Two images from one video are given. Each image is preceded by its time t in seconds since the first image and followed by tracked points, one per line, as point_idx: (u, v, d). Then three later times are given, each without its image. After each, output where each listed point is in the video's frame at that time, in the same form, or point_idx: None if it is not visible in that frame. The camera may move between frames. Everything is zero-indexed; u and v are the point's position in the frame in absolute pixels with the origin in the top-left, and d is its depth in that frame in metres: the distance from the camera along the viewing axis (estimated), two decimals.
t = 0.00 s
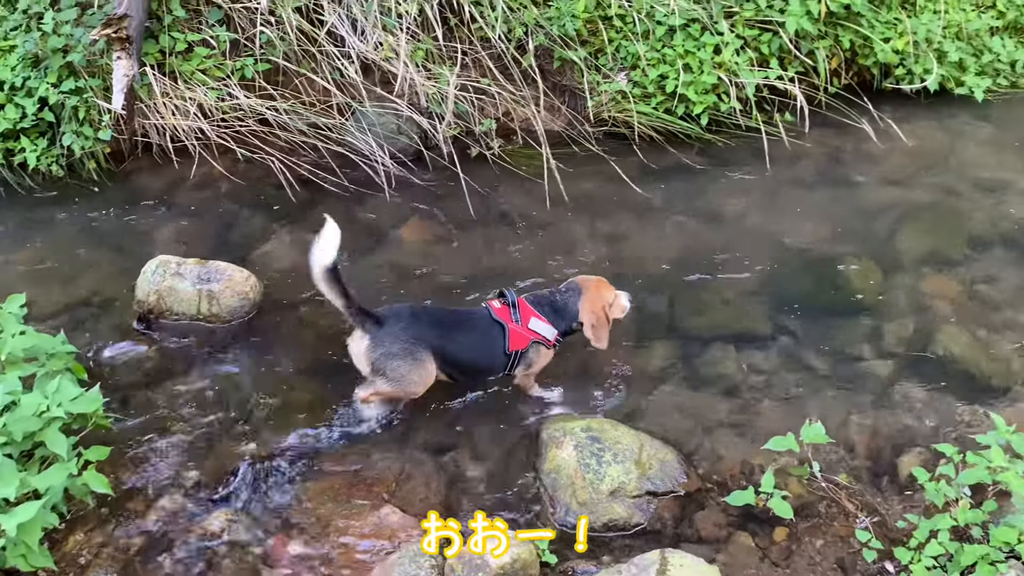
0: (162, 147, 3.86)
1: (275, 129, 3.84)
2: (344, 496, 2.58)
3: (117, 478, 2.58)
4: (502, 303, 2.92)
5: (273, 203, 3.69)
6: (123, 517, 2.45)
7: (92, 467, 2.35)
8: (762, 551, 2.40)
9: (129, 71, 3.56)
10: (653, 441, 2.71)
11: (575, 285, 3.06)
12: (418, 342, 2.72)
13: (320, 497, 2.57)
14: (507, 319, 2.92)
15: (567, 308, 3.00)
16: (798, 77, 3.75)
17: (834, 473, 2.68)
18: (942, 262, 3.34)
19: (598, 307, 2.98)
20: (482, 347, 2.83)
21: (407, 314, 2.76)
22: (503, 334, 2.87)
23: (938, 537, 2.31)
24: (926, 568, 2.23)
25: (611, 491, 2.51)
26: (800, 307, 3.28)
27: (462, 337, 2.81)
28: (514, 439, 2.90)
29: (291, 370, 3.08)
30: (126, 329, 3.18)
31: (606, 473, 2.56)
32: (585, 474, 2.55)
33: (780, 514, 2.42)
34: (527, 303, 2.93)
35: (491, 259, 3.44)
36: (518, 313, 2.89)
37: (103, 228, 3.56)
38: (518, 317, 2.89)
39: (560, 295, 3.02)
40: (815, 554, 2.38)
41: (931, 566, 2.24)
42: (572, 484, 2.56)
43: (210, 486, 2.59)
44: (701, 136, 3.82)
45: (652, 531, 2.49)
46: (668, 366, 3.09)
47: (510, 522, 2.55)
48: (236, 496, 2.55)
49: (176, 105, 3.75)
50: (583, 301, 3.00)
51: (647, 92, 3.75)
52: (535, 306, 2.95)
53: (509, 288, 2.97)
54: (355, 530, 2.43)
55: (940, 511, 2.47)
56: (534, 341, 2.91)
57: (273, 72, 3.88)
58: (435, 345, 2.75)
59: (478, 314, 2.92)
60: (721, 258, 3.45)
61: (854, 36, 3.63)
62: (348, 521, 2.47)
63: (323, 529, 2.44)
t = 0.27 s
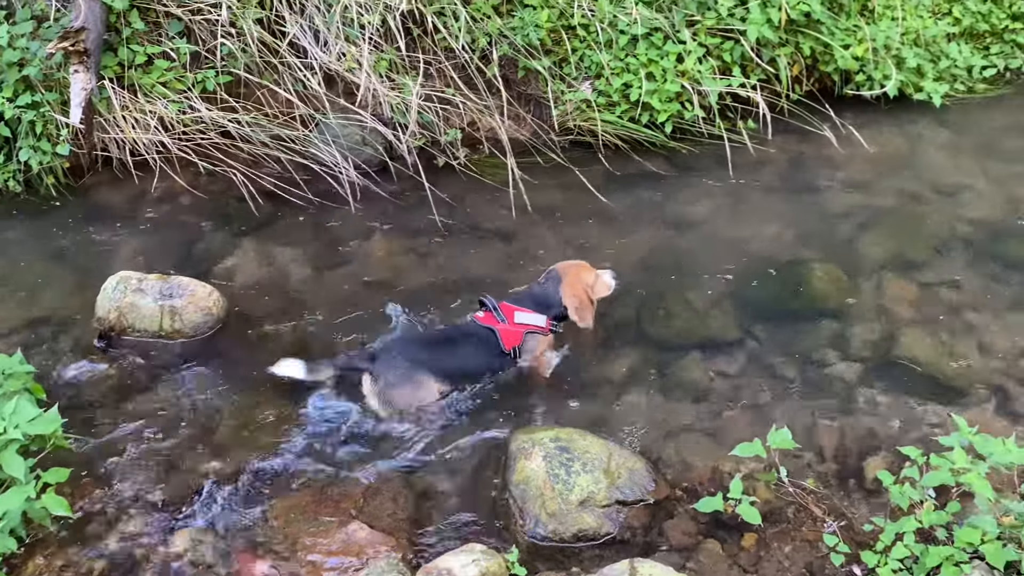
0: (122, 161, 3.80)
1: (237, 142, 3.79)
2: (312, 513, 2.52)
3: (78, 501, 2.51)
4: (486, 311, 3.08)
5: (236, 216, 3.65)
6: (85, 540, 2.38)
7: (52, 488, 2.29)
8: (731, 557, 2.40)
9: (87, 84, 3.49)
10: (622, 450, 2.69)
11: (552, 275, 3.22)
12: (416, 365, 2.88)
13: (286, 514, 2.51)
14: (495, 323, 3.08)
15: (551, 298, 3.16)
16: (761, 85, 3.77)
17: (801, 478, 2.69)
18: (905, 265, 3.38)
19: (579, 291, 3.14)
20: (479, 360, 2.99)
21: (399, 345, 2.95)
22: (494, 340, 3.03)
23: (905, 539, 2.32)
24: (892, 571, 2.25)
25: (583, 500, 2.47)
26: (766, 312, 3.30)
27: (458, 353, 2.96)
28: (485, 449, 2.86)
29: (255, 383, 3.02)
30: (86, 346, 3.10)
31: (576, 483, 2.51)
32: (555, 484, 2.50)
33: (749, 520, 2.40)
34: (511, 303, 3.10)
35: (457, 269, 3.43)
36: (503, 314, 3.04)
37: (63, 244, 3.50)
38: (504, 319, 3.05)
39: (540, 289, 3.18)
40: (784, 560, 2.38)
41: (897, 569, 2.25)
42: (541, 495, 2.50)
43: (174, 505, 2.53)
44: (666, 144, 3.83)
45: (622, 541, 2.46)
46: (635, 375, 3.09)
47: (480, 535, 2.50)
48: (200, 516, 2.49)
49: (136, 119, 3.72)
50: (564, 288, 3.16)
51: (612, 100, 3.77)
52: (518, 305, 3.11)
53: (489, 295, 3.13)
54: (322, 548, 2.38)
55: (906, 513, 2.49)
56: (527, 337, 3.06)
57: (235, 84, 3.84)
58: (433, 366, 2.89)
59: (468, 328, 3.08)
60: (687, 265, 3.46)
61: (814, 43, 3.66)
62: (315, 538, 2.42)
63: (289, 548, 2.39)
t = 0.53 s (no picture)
0: (84, 177, 3.74)
1: (201, 156, 3.77)
2: (281, 530, 2.48)
3: (39, 524, 2.46)
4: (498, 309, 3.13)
5: (201, 231, 3.61)
6: (47, 564, 2.33)
7: (12, 515, 2.22)
8: (703, 564, 2.40)
9: (46, 99, 3.45)
10: (594, 458, 2.67)
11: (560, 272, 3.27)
12: (435, 357, 2.96)
13: (256, 532, 2.47)
14: (508, 321, 3.13)
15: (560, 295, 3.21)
16: (723, 94, 3.82)
17: (771, 482, 2.70)
18: (869, 269, 3.43)
19: (586, 286, 3.19)
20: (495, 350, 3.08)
21: (416, 340, 3.05)
22: (509, 336, 3.09)
23: (873, 541, 2.33)
24: (861, 573, 2.27)
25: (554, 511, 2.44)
26: (733, 318, 3.32)
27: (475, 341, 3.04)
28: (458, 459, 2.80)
29: (221, 399, 2.97)
30: (48, 366, 3.04)
31: (548, 492, 2.49)
32: (527, 495, 2.48)
33: (720, 526, 2.40)
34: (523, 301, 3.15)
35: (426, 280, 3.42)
36: (516, 311, 3.10)
37: (25, 262, 3.43)
38: (516, 316, 3.10)
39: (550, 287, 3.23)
40: (755, 564, 2.39)
41: (866, 571, 2.27)
42: (514, 506, 2.48)
43: (141, 525, 2.48)
44: (632, 153, 3.87)
45: (594, 550, 2.45)
46: (606, 383, 3.09)
47: (455, 547, 2.47)
48: (168, 536, 2.44)
49: (98, 134, 3.67)
50: (572, 284, 3.22)
51: (577, 110, 3.78)
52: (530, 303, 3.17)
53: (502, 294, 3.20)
54: (293, 565, 2.35)
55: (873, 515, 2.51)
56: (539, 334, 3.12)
57: (198, 98, 3.82)
58: (452, 355, 2.98)
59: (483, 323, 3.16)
60: (655, 272, 3.49)
61: (775, 51, 3.69)
62: (285, 555, 2.39)
63: (260, 565, 2.36)
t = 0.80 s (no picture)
0: (40, 198, 3.69)
1: (160, 175, 3.71)
2: (245, 554, 2.42)
3: None
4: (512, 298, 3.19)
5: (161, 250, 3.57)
6: None
7: None
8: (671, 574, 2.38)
9: None
10: (561, 472, 2.67)
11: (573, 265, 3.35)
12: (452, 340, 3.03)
13: (219, 558, 2.41)
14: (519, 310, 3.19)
15: (572, 289, 3.29)
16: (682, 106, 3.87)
17: (737, 490, 2.71)
18: (828, 276, 3.48)
19: (599, 281, 3.26)
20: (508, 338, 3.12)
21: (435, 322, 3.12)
22: (519, 324, 3.16)
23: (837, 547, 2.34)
24: None
25: (542, 517, 2.44)
26: (695, 327, 3.35)
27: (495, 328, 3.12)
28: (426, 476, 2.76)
29: (179, 421, 2.91)
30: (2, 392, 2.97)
31: (515, 509, 2.47)
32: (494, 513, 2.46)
33: (687, 536, 2.31)
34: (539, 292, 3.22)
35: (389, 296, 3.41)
36: (533, 302, 3.15)
37: None
38: (531, 306, 3.16)
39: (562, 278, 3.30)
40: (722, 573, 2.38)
41: None
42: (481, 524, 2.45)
43: (101, 553, 2.43)
44: (593, 164, 3.90)
45: (562, 564, 2.43)
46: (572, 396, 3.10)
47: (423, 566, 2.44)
48: (130, 563, 2.40)
49: (53, 154, 3.59)
50: (584, 279, 3.29)
51: (539, 124, 3.81)
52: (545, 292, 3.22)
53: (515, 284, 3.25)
54: None
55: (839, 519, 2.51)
56: (550, 325, 3.19)
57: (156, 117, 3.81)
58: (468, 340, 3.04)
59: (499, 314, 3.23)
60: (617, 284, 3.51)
61: (732, 64, 3.75)
62: None
63: None
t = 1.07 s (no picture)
0: None
1: (102, 199, 3.62)
2: None
3: None
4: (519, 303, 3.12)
5: (104, 275, 3.48)
6: None
7: None
8: None
9: None
10: (515, 491, 2.66)
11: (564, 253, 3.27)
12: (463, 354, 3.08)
13: None
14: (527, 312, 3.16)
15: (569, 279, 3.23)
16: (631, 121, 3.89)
17: (691, 503, 2.69)
18: (778, 287, 3.50)
19: (592, 271, 3.21)
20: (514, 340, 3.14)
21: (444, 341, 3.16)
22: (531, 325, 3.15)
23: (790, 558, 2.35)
24: None
25: (541, 519, 2.54)
26: (646, 341, 3.36)
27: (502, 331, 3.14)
28: (378, 500, 2.70)
29: (120, 451, 2.81)
30: None
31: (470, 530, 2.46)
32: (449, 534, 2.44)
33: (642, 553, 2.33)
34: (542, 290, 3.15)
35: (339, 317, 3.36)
36: (539, 305, 3.11)
37: None
38: (539, 308, 3.13)
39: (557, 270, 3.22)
40: None
41: None
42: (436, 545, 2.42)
43: None
44: (544, 179, 3.89)
45: None
46: (527, 413, 3.06)
47: None
48: None
49: None
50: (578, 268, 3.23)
51: (489, 140, 3.81)
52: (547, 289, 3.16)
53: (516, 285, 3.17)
54: None
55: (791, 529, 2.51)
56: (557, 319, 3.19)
57: (97, 139, 3.73)
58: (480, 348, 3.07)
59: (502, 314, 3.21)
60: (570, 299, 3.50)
61: (679, 78, 3.78)
62: None
63: None
